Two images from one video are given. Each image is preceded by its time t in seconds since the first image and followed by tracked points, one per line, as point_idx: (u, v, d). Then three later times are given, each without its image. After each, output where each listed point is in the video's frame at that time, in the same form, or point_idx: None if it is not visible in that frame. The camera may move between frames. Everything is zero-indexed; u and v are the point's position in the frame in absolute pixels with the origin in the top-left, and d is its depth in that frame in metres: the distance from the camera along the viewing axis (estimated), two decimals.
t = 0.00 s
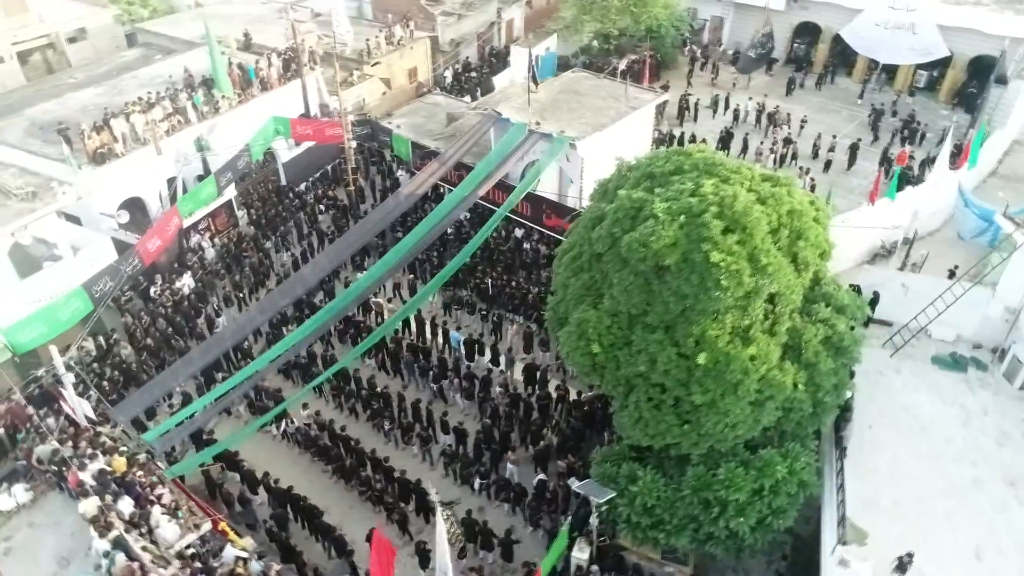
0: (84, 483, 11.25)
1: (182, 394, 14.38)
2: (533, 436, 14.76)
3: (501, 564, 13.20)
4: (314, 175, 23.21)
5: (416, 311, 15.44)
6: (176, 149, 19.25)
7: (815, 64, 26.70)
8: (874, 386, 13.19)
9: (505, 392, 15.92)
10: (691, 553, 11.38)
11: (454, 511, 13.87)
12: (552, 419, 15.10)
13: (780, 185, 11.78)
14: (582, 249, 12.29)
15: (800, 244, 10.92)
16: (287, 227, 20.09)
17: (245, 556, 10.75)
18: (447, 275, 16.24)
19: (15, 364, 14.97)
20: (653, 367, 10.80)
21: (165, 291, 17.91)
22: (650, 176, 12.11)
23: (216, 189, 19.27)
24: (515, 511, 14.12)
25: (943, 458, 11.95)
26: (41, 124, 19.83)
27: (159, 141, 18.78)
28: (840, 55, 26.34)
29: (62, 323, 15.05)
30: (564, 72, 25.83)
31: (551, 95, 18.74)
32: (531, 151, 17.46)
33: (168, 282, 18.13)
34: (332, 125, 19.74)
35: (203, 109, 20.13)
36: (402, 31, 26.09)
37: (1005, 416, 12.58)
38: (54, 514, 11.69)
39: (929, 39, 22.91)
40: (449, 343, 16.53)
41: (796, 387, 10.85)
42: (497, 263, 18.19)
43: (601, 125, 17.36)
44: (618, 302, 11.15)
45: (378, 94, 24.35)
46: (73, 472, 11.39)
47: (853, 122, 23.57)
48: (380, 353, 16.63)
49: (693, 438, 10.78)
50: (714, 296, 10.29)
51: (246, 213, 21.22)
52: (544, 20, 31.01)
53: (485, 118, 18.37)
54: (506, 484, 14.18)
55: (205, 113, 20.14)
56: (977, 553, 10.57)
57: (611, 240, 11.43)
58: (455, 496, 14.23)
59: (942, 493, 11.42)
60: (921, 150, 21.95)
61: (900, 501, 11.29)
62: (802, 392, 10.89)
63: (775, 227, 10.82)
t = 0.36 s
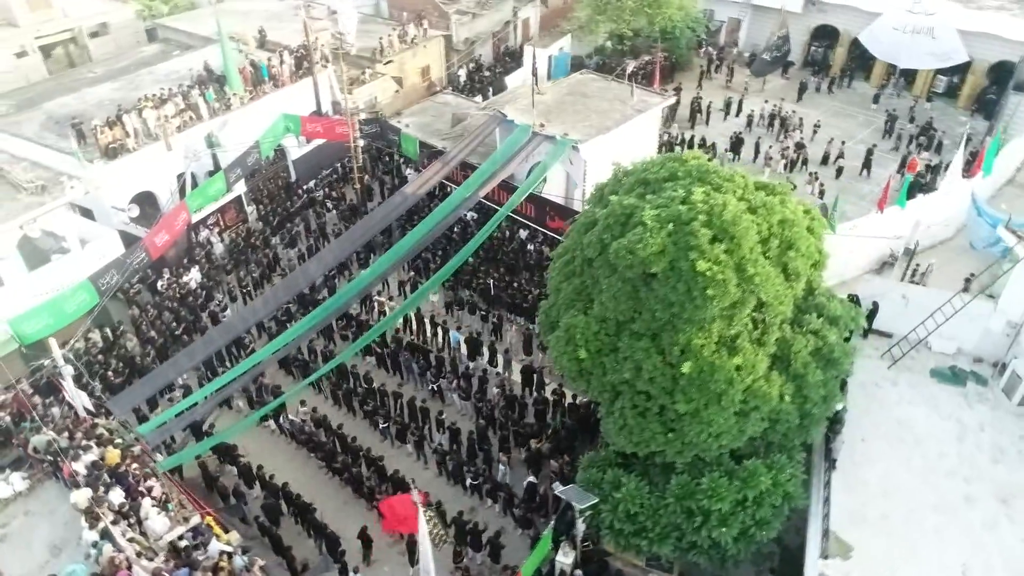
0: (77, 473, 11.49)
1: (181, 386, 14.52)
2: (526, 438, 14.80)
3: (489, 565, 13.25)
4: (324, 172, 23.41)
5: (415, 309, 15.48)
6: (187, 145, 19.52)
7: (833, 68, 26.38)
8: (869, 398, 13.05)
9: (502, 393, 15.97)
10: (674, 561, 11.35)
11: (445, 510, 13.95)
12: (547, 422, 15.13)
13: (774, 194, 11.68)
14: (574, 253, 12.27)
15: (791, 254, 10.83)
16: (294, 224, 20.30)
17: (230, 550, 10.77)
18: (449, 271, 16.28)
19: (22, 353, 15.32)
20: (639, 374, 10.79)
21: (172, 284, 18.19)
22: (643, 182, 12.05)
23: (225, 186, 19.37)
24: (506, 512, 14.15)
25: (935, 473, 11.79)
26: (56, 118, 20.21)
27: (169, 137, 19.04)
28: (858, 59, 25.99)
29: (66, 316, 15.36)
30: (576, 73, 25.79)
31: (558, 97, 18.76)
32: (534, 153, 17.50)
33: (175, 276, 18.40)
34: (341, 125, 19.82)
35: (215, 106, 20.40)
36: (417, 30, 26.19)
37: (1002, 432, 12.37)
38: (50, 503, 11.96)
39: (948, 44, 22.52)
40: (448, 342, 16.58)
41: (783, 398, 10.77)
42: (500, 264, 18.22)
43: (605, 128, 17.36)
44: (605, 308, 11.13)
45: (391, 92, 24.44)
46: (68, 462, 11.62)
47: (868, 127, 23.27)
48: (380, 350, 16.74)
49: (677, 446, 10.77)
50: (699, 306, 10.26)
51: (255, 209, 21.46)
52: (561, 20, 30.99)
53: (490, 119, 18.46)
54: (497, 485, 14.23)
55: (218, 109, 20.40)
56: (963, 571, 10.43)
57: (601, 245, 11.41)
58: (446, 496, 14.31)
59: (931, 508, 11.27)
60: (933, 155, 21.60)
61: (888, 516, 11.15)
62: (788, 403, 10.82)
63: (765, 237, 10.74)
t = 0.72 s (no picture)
0: (71, 464, 11.71)
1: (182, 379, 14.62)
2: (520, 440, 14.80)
3: (477, 567, 13.29)
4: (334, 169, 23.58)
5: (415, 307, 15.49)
6: (197, 142, 19.82)
7: (851, 72, 26.05)
8: (864, 411, 12.90)
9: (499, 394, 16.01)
10: (657, 569, 11.32)
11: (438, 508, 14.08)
12: (543, 424, 15.13)
13: (768, 203, 11.58)
14: (566, 259, 12.25)
15: (780, 265, 10.75)
16: (303, 220, 20.48)
17: (215, 545, 10.98)
18: (451, 269, 16.36)
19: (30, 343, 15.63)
20: (624, 381, 10.77)
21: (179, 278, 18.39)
22: (637, 189, 12.01)
23: (234, 182, 19.56)
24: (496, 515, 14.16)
25: (927, 489, 11.62)
26: (73, 113, 20.58)
27: (180, 133, 19.31)
28: (876, 63, 25.63)
29: (75, 308, 15.65)
30: (589, 74, 25.73)
31: (564, 99, 18.78)
32: (538, 155, 17.56)
33: (182, 269, 18.64)
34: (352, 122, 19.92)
35: (228, 102, 20.60)
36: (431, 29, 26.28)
37: (998, 450, 12.16)
38: (46, 491, 12.29)
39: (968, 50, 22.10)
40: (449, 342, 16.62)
41: (769, 409, 10.69)
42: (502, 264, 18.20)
43: (609, 131, 17.34)
44: (594, 315, 11.11)
45: (403, 91, 24.58)
46: (63, 453, 11.85)
47: (882, 133, 22.93)
48: (382, 348, 16.86)
49: (661, 454, 10.76)
50: (684, 315, 10.23)
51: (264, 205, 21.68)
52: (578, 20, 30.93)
53: (496, 121, 18.56)
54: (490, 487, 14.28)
55: (229, 105, 20.61)
56: None
57: (592, 252, 11.38)
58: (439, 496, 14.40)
59: (920, 525, 11.13)
60: (949, 164, 21.28)
61: (875, 533, 11.03)
62: (774, 415, 10.76)
63: (755, 246, 10.66)
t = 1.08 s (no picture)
0: (66, 455, 11.94)
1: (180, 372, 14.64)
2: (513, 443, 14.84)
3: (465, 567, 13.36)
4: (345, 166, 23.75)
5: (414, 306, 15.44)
6: (208, 138, 20.13)
7: (869, 77, 25.71)
8: (857, 423, 12.75)
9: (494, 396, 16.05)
10: None
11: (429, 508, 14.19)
12: (537, 427, 15.16)
13: (760, 212, 11.48)
14: (557, 264, 12.24)
15: (769, 275, 10.65)
16: (311, 217, 20.64)
17: (201, 538, 11.15)
18: (451, 268, 16.36)
19: (37, 334, 15.94)
20: (607, 388, 10.77)
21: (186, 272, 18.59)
22: (630, 195, 11.97)
23: (243, 177, 19.95)
24: (486, 517, 14.22)
25: (915, 505, 11.48)
26: (90, 107, 20.96)
27: (190, 129, 19.58)
28: (895, 68, 25.27)
29: (81, 299, 15.82)
30: (603, 75, 25.68)
31: (571, 102, 18.85)
32: (541, 157, 17.57)
33: (190, 263, 18.88)
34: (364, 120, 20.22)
35: (239, 98, 20.77)
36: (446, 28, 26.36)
37: (992, 467, 11.97)
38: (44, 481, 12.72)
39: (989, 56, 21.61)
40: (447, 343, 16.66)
41: (753, 420, 10.62)
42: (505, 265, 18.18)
43: (614, 134, 17.40)
44: (580, 320, 11.10)
45: (416, 89, 24.70)
46: (58, 444, 12.06)
47: (897, 140, 22.61)
48: (381, 347, 16.97)
49: (643, 462, 10.73)
50: (668, 324, 10.20)
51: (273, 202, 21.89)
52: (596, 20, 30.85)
53: (501, 123, 18.66)
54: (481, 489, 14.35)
55: (241, 102, 20.77)
56: None
57: (580, 257, 11.38)
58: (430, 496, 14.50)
59: (906, 541, 11.00)
60: (965, 173, 20.91)
61: (859, 548, 10.93)
62: (758, 426, 10.70)
63: (743, 256, 10.58)
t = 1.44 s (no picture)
0: (61, 446, 12.17)
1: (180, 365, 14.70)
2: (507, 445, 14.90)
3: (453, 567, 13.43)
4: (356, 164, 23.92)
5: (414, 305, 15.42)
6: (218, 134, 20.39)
7: (885, 81, 25.38)
8: (848, 435, 12.64)
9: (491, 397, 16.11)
10: None
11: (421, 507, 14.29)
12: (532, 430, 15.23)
13: (752, 221, 11.39)
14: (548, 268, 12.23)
15: (756, 285, 10.57)
16: (319, 214, 20.80)
17: (189, 531, 11.35)
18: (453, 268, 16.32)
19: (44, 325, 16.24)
20: (591, 394, 10.77)
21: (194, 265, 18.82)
22: (622, 201, 11.94)
23: (252, 174, 20.16)
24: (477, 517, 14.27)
25: (903, 520, 11.35)
26: (105, 102, 21.30)
27: (200, 126, 19.85)
28: (912, 74, 24.94)
29: (87, 291, 15.94)
30: (615, 76, 25.58)
31: (577, 104, 18.87)
32: (543, 158, 17.58)
33: (197, 256, 19.11)
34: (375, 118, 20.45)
35: (250, 95, 21.01)
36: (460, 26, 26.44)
37: (986, 483, 11.81)
38: (39, 469, 13.38)
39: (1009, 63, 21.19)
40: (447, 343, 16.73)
41: (737, 429, 10.56)
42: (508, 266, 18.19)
43: (618, 137, 17.41)
44: (567, 326, 11.11)
45: (428, 88, 24.81)
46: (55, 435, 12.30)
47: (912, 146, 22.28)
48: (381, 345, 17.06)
49: (625, 469, 10.73)
50: (651, 332, 10.18)
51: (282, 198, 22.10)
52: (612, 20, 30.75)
53: (506, 125, 18.71)
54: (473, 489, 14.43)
55: (252, 98, 21.02)
56: None
57: (569, 263, 11.38)
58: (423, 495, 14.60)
59: (892, 556, 10.88)
60: (982, 181, 20.53)
61: (843, 561, 10.84)
62: (742, 436, 10.65)
63: (730, 265, 10.51)
